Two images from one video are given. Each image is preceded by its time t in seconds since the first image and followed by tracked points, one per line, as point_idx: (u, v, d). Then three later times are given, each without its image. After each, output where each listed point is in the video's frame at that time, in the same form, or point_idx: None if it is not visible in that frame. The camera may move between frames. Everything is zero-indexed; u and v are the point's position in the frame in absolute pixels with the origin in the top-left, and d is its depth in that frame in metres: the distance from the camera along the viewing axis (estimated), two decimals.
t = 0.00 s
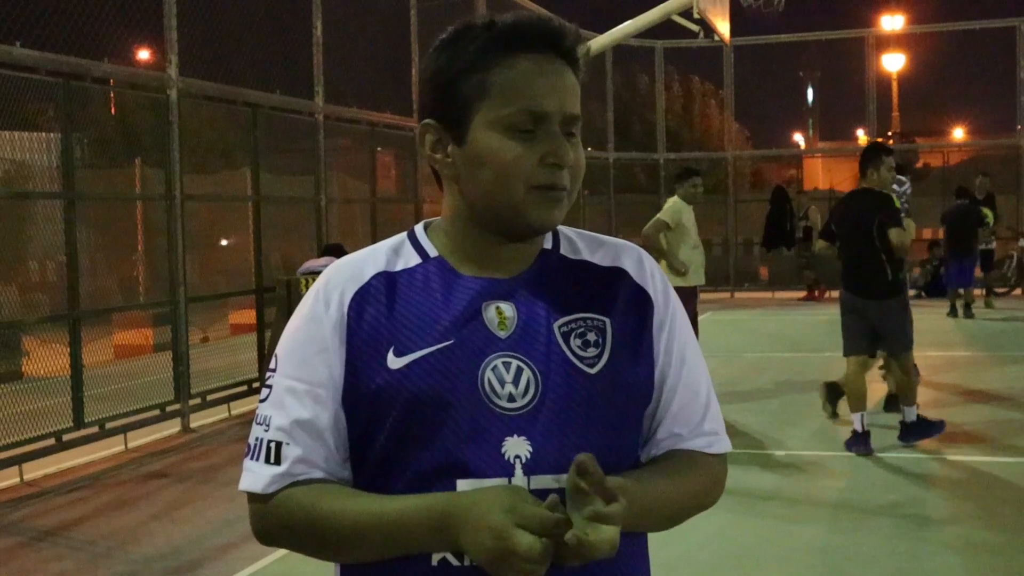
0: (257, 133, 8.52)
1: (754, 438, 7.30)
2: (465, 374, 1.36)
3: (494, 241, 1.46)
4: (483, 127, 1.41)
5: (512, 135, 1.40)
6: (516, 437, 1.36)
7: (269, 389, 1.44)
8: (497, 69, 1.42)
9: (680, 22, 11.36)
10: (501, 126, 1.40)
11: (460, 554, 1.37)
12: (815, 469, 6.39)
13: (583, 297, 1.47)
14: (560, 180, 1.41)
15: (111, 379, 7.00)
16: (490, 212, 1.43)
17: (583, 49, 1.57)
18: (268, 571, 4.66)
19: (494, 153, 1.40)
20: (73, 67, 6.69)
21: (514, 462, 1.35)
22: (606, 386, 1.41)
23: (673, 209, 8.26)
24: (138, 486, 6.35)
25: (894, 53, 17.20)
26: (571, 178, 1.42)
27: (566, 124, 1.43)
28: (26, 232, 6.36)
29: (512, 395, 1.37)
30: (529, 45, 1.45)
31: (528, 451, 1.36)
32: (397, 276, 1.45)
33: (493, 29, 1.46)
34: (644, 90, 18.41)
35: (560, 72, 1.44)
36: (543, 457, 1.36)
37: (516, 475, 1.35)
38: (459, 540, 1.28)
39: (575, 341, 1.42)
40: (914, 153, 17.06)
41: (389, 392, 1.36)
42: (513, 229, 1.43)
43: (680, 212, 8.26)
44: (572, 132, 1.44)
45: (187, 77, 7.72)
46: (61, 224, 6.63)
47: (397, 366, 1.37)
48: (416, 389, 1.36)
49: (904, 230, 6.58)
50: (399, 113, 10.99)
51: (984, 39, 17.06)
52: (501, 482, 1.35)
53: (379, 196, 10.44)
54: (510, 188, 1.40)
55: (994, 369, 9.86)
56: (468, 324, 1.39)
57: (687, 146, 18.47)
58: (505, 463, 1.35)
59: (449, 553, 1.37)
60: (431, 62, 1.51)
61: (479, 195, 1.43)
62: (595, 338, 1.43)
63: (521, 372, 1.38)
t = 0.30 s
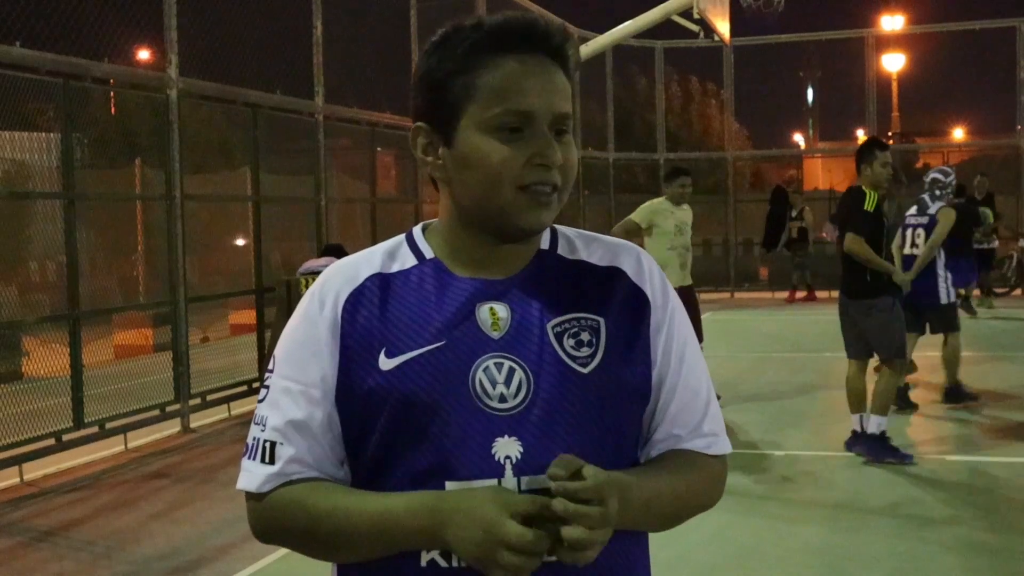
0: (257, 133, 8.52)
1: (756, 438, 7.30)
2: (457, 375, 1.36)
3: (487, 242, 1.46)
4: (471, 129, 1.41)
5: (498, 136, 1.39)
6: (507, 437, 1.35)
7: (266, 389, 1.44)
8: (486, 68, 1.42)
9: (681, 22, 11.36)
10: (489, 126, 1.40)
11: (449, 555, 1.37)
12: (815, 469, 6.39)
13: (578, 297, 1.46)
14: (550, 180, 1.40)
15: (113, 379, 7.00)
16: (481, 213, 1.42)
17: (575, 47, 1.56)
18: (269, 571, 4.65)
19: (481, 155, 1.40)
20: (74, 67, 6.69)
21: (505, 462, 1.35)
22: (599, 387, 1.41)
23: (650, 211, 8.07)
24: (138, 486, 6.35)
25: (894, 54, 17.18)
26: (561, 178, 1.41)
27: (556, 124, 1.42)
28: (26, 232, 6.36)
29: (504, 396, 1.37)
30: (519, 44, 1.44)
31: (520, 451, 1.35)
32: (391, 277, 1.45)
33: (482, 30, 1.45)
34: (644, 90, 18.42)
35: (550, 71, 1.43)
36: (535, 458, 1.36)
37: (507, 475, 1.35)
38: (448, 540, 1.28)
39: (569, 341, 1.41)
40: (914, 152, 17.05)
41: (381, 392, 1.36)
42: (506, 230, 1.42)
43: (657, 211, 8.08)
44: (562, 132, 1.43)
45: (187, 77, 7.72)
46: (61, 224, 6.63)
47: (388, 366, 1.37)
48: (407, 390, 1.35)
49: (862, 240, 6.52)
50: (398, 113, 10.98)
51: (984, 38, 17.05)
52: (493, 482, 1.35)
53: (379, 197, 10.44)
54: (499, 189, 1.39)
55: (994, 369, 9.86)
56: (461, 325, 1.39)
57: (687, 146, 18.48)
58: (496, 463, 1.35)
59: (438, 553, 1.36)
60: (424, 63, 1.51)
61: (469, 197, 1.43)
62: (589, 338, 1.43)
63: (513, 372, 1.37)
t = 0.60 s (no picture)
0: (257, 133, 8.54)
1: (755, 438, 7.31)
2: (456, 375, 1.37)
3: (486, 243, 1.46)
4: (468, 130, 1.42)
5: (493, 138, 1.40)
6: (505, 438, 1.36)
7: (268, 388, 1.45)
8: (485, 71, 1.42)
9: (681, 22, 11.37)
10: (482, 130, 1.40)
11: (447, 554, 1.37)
12: (814, 469, 6.40)
13: (577, 297, 1.47)
14: (547, 183, 1.40)
15: (114, 379, 7.00)
16: (478, 215, 1.43)
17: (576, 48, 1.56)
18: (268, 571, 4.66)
19: (477, 156, 1.40)
20: (74, 67, 6.71)
21: (502, 462, 1.36)
22: (598, 388, 1.41)
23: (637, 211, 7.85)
24: (138, 486, 6.36)
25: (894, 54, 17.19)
26: (559, 180, 1.42)
27: (554, 126, 1.42)
28: (27, 233, 6.36)
29: (503, 396, 1.38)
30: (519, 46, 1.44)
31: (518, 452, 1.36)
32: (391, 276, 1.46)
33: (481, 31, 1.46)
34: (644, 89, 18.44)
35: (548, 75, 1.43)
36: (533, 458, 1.37)
37: (504, 476, 1.36)
38: (443, 539, 1.29)
39: (568, 342, 1.42)
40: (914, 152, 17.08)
41: (380, 392, 1.37)
42: (505, 233, 1.43)
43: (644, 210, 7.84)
44: (560, 134, 1.43)
45: (187, 77, 7.74)
46: (61, 224, 6.63)
47: (387, 366, 1.38)
48: (406, 390, 1.36)
49: (871, 243, 6.42)
50: (399, 113, 11.00)
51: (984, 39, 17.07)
52: (491, 482, 1.35)
53: (380, 196, 10.45)
54: (494, 192, 1.40)
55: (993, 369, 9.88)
56: (460, 325, 1.40)
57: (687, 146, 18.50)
58: (494, 463, 1.36)
59: (435, 552, 1.38)
60: (424, 65, 1.52)
61: (466, 198, 1.43)
62: (588, 339, 1.43)
63: (512, 373, 1.38)
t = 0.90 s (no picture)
0: (257, 133, 8.55)
1: (754, 438, 7.31)
2: (456, 376, 1.37)
3: (486, 244, 1.46)
4: (469, 132, 1.41)
5: (493, 140, 1.40)
6: (505, 440, 1.36)
7: (268, 388, 1.45)
8: (487, 72, 1.42)
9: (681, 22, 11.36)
10: (482, 131, 1.40)
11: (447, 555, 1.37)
12: (814, 469, 6.40)
13: (578, 298, 1.46)
14: (547, 186, 1.40)
15: (114, 379, 7.01)
16: (478, 217, 1.42)
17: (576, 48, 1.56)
18: (268, 571, 4.66)
19: (477, 158, 1.40)
20: (73, 66, 6.71)
21: (503, 464, 1.36)
22: (598, 390, 1.41)
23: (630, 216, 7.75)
24: (138, 486, 6.36)
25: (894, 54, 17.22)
26: (559, 182, 1.42)
27: (554, 129, 1.42)
28: (27, 233, 6.36)
29: (503, 398, 1.37)
30: (519, 46, 1.44)
31: (518, 454, 1.36)
32: (392, 276, 1.46)
33: (482, 33, 1.46)
34: (644, 90, 18.44)
35: (549, 76, 1.43)
36: (533, 460, 1.37)
37: (505, 478, 1.36)
38: (444, 541, 1.29)
39: (568, 344, 1.42)
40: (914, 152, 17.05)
41: (380, 392, 1.37)
42: (505, 236, 1.43)
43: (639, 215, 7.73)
44: (561, 136, 1.43)
45: (187, 77, 7.74)
46: (61, 224, 6.63)
47: (387, 367, 1.38)
48: (406, 391, 1.36)
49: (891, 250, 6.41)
50: (399, 113, 11.00)
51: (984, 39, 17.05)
52: (490, 484, 1.36)
53: (380, 196, 10.45)
54: (494, 195, 1.40)
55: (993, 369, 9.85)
56: (460, 326, 1.40)
57: (688, 146, 18.49)
58: (494, 464, 1.36)
59: (436, 554, 1.37)
60: (425, 64, 1.52)
61: (466, 199, 1.43)
62: (589, 340, 1.43)
63: (513, 374, 1.38)
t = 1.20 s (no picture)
0: (256, 132, 8.54)
1: (754, 438, 7.31)
2: (453, 378, 1.36)
3: (481, 247, 1.46)
4: (458, 133, 1.41)
5: (481, 140, 1.39)
6: (501, 443, 1.36)
7: (266, 390, 1.45)
8: (477, 72, 1.42)
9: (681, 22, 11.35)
10: (471, 132, 1.40)
11: (444, 556, 1.37)
12: (814, 469, 6.40)
13: (574, 299, 1.46)
14: (534, 186, 1.40)
15: (114, 379, 7.01)
16: (468, 219, 1.43)
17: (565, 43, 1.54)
18: (268, 571, 4.66)
19: (463, 159, 1.40)
20: (73, 66, 6.71)
21: (499, 467, 1.36)
22: (595, 393, 1.41)
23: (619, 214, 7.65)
24: (138, 486, 6.35)
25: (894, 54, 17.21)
26: (548, 182, 1.41)
27: (540, 128, 1.41)
28: (27, 232, 6.36)
29: (499, 401, 1.37)
30: (504, 45, 1.43)
31: (514, 456, 1.36)
32: (390, 277, 1.45)
33: (475, 31, 1.45)
34: (644, 89, 18.43)
35: (539, 76, 1.42)
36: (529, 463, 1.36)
37: (501, 481, 1.36)
38: (442, 543, 1.29)
39: (565, 347, 1.41)
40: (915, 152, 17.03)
41: (378, 395, 1.37)
42: (498, 237, 1.43)
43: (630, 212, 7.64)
44: (550, 135, 1.42)
45: (187, 77, 7.74)
46: (61, 224, 6.63)
47: (384, 369, 1.38)
48: (403, 393, 1.36)
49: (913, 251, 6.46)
50: (399, 112, 10.99)
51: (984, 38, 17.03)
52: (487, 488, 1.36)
53: (379, 196, 10.45)
54: (480, 195, 1.40)
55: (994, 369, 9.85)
56: (458, 329, 1.39)
57: (688, 146, 18.48)
58: (490, 467, 1.36)
59: (433, 554, 1.37)
60: (418, 65, 1.51)
61: (457, 200, 1.43)
62: (586, 342, 1.43)
63: (509, 377, 1.38)
